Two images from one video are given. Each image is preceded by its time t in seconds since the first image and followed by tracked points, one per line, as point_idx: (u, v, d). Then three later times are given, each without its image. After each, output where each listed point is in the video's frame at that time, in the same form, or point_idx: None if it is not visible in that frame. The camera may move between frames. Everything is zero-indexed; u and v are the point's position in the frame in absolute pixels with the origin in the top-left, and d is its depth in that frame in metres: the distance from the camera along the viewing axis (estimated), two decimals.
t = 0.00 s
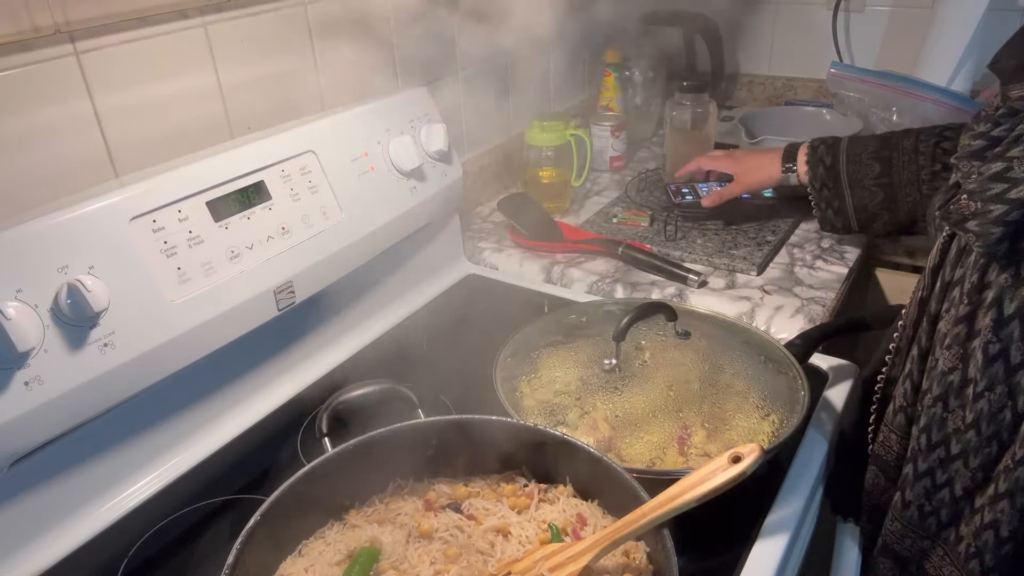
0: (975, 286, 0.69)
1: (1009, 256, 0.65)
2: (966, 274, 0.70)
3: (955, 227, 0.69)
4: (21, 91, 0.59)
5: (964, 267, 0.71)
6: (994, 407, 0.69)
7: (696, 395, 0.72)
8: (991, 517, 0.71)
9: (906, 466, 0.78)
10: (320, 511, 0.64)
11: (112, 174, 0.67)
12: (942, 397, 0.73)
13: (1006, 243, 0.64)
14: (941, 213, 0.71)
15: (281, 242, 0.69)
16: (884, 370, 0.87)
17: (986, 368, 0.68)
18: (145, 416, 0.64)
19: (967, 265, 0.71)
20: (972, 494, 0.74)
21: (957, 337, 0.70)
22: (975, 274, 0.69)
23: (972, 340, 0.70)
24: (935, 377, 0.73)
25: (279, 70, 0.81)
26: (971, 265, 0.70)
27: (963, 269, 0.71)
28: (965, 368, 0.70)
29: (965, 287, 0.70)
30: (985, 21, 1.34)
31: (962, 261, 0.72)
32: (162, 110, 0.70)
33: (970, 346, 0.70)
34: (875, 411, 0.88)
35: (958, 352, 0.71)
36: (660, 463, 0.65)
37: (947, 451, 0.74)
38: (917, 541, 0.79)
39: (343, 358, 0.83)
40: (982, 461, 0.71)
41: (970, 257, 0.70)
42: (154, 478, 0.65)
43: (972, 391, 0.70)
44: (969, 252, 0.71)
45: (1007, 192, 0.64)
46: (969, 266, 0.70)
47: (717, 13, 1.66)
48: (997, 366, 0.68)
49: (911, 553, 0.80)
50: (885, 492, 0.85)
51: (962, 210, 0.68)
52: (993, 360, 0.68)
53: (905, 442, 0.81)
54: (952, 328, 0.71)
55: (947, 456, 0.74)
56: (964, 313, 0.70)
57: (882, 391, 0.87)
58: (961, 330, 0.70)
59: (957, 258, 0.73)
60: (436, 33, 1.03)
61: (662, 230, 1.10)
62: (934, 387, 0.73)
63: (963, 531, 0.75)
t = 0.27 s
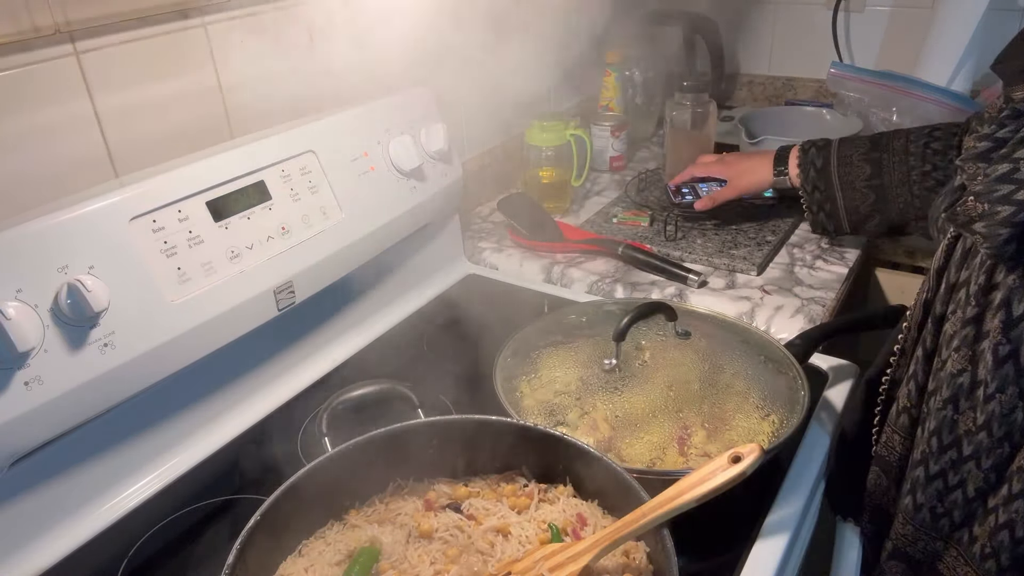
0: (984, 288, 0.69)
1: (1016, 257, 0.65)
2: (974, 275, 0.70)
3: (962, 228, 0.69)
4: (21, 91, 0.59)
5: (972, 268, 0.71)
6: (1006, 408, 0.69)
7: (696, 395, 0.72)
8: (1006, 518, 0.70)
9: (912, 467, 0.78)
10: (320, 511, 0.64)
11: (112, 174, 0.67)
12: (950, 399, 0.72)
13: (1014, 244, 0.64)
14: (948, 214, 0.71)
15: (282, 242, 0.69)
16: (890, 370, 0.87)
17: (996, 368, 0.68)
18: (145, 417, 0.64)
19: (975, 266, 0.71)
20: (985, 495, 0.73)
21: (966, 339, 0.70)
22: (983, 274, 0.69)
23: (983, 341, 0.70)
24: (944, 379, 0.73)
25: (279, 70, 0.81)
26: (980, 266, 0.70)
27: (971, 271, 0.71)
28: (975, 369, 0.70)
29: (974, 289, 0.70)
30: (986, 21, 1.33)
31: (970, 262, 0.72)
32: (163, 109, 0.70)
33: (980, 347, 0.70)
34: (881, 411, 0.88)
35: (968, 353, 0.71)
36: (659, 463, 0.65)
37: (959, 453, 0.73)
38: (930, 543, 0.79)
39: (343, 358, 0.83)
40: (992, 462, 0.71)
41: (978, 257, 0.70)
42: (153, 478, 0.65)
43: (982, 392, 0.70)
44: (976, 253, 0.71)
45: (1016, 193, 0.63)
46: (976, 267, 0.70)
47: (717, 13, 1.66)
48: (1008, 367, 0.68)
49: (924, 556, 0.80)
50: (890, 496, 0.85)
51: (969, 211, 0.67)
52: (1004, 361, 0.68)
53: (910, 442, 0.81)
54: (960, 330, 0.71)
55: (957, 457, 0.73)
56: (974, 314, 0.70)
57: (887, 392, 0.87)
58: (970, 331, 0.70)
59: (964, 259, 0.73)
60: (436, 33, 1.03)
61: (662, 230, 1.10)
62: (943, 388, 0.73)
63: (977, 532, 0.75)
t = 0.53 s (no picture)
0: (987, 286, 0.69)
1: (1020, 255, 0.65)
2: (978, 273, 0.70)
3: (966, 226, 0.69)
4: (21, 91, 0.59)
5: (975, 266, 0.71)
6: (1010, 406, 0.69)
7: (696, 395, 0.72)
8: (1012, 515, 0.70)
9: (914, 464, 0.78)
10: (321, 511, 0.64)
11: (112, 174, 0.67)
12: (955, 397, 0.72)
13: (1017, 242, 0.64)
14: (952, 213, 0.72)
15: (282, 242, 0.69)
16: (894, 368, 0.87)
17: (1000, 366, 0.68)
18: (145, 417, 0.64)
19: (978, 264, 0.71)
20: (991, 492, 0.73)
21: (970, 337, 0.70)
22: (986, 272, 0.69)
23: (987, 339, 0.70)
24: (948, 376, 0.73)
25: (280, 70, 0.81)
26: (983, 265, 0.70)
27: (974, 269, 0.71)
28: (979, 367, 0.70)
29: (977, 287, 0.70)
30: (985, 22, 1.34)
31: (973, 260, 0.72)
32: (163, 109, 0.70)
33: (984, 344, 0.70)
34: (885, 408, 0.89)
35: (972, 351, 0.71)
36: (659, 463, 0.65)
37: (964, 450, 0.73)
38: (937, 541, 0.79)
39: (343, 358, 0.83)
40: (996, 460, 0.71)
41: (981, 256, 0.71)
42: (154, 478, 0.65)
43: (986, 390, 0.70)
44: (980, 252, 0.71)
45: (1019, 192, 0.64)
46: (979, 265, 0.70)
47: (717, 13, 1.66)
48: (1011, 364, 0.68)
49: (930, 553, 0.80)
50: (890, 492, 0.87)
51: (973, 209, 0.68)
52: (1007, 359, 0.68)
53: (911, 440, 0.81)
54: (965, 328, 0.71)
55: (962, 455, 0.73)
56: (978, 312, 0.70)
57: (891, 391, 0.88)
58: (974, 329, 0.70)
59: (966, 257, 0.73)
60: (436, 33, 1.03)
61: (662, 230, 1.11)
62: (948, 385, 0.73)
63: (984, 529, 0.75)
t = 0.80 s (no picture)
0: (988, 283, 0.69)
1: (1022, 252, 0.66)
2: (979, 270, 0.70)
3: (968, 224, 0.69)
4: (20, 91, 0.59)
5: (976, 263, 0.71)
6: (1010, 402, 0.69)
7: (696, 395, 0.72)
8: (1010, 511, 0.70)
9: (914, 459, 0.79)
10: (321, 510, 0.64)
11: (111, 174, 0.67)
12: (955, 393, 0.72)
13: (1018, 239, 0.65)
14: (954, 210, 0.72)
15: (282, 242, 0.69)
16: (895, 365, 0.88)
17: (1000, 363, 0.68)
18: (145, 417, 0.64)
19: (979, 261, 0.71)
20: (990, 488, 0.73)
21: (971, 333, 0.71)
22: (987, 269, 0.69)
23: (987, 335, 0.70)
24: (948, 372, 0.73)
25: (279, 70, 0.81)
26: (984, 261, 0.70)
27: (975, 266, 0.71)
28: (979, 364, 0.70)
29: (977, 284, 0.70)
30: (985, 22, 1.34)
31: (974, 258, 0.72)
32: (163, 109, 0.70)
33: (984, 341, 0.70)
34: (886, 405, 0.89)
35: (973, 347, 0.71)
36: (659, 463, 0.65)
37: (964, 446, 0.73)
38: (935, 536, 0.79)
39: (343, 358, 0.83)
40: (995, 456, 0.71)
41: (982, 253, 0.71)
42: (153, 478, 0.65)
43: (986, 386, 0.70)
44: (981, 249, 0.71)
45: (1020, 189, 0.64)
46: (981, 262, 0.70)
47: (717, 13, 1.66)
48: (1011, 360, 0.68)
49: (928, 547, 0.80)
50: (889, 486, 0.87)
51: (975, 206, 0.68)
52: (1007, 355, 0.68)
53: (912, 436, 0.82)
54: (965, 324, 0.71)
55: (962, 451, 0.74)
56: (978, 309, 0.70)
57: (893, 387, 0.88)
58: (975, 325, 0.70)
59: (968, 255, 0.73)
60: (436, 33, 1.03)
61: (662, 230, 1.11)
62: (947, 381, 0.73)
63: (981, 525, 0.75)
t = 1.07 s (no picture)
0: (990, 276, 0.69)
1: None
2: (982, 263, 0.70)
3: (972, 217, 0.69)
4: (20, 91, 0.59)
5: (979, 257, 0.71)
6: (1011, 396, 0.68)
7: (696, 395, 0.72)
8: (1009, 504, 0.70)
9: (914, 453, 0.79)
10: (321, 510, 0.64)
11: (111, 175, 0.67)
12: (955, 387, 0.72)
13: (1023, 233, 0.64)
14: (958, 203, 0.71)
15: (281, 242, 0.69)
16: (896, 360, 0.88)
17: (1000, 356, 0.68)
18: (144, 417, 0.64)
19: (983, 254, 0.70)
20: (989, 482, 0.73)
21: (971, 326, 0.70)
22: (990, 263, 0.69)
23: (989, 328, 0.70)
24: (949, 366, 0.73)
25: (280, 70, 0.81)
26: (988, 255, 0.70)
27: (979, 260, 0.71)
28: (980, 357, 0.70)
29: (980, 278, 0.70)
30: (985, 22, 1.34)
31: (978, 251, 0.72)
32: (163, 109, 0.70)
33: (986, 334, 0.70)
34: (886, 400, 0.89)
35: (974, 341, 0.70)
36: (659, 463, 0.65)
37: (963, 439, 0.73)
38: (933, 528, 0.79)
39: (343, 358, 0.83)
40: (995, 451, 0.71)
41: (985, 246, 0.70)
42: (153, 478, 0.65)
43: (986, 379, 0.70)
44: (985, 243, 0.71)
45: None
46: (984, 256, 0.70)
47: (717, 13, 1.66)
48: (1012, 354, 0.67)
49: (926, 540, 0.81)
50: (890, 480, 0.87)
51: (979, 200, 0.67)
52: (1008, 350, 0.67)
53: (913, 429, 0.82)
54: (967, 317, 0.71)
55: (961, 445, 0.74)
56: (980, 302, 0.70)
57: (894, 381, 0.88)
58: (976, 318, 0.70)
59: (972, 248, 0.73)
60: (436, 33, 1.03)
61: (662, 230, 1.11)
62: (948, 374, 0.73)
63: (980, 518, 0.75)
